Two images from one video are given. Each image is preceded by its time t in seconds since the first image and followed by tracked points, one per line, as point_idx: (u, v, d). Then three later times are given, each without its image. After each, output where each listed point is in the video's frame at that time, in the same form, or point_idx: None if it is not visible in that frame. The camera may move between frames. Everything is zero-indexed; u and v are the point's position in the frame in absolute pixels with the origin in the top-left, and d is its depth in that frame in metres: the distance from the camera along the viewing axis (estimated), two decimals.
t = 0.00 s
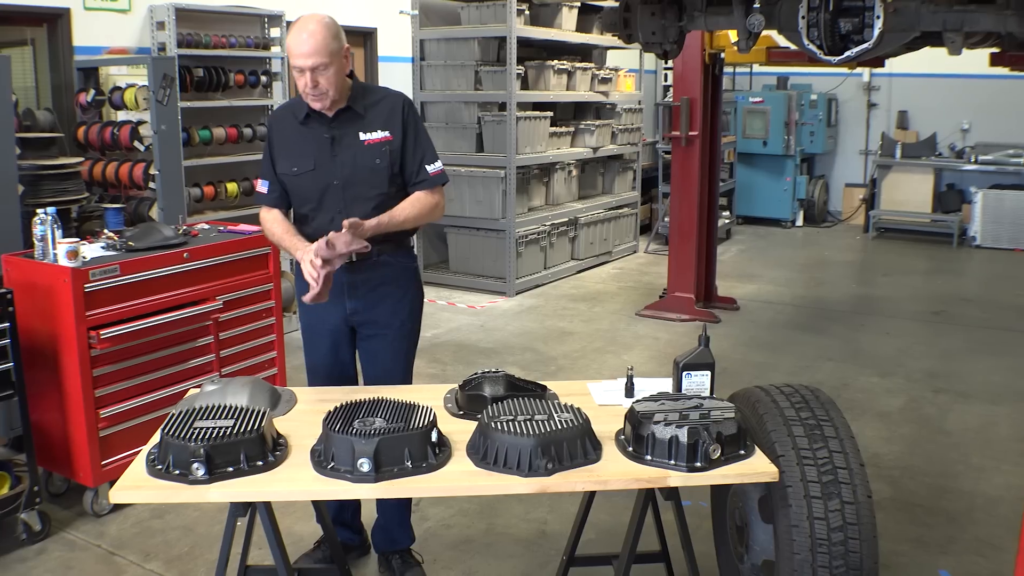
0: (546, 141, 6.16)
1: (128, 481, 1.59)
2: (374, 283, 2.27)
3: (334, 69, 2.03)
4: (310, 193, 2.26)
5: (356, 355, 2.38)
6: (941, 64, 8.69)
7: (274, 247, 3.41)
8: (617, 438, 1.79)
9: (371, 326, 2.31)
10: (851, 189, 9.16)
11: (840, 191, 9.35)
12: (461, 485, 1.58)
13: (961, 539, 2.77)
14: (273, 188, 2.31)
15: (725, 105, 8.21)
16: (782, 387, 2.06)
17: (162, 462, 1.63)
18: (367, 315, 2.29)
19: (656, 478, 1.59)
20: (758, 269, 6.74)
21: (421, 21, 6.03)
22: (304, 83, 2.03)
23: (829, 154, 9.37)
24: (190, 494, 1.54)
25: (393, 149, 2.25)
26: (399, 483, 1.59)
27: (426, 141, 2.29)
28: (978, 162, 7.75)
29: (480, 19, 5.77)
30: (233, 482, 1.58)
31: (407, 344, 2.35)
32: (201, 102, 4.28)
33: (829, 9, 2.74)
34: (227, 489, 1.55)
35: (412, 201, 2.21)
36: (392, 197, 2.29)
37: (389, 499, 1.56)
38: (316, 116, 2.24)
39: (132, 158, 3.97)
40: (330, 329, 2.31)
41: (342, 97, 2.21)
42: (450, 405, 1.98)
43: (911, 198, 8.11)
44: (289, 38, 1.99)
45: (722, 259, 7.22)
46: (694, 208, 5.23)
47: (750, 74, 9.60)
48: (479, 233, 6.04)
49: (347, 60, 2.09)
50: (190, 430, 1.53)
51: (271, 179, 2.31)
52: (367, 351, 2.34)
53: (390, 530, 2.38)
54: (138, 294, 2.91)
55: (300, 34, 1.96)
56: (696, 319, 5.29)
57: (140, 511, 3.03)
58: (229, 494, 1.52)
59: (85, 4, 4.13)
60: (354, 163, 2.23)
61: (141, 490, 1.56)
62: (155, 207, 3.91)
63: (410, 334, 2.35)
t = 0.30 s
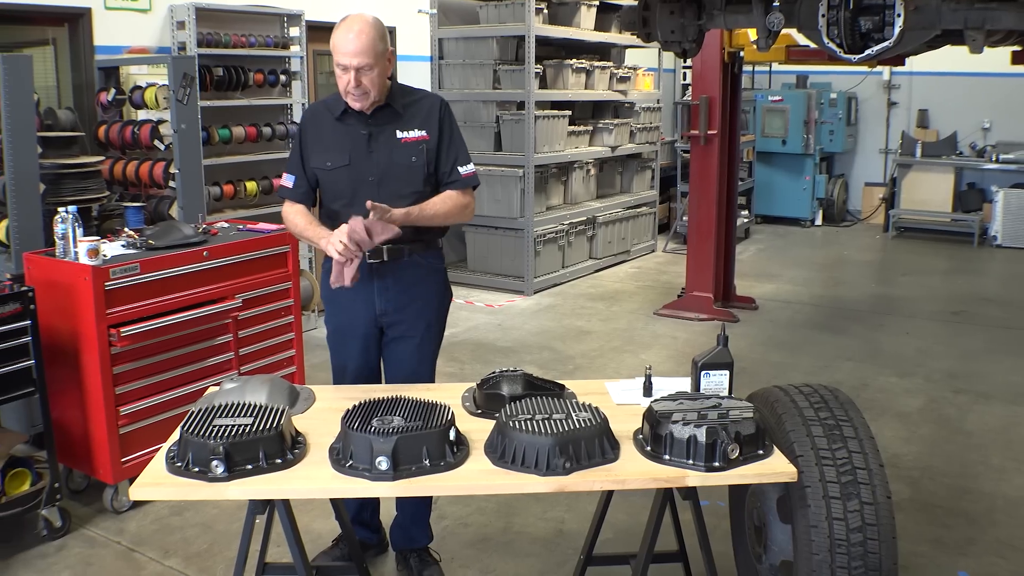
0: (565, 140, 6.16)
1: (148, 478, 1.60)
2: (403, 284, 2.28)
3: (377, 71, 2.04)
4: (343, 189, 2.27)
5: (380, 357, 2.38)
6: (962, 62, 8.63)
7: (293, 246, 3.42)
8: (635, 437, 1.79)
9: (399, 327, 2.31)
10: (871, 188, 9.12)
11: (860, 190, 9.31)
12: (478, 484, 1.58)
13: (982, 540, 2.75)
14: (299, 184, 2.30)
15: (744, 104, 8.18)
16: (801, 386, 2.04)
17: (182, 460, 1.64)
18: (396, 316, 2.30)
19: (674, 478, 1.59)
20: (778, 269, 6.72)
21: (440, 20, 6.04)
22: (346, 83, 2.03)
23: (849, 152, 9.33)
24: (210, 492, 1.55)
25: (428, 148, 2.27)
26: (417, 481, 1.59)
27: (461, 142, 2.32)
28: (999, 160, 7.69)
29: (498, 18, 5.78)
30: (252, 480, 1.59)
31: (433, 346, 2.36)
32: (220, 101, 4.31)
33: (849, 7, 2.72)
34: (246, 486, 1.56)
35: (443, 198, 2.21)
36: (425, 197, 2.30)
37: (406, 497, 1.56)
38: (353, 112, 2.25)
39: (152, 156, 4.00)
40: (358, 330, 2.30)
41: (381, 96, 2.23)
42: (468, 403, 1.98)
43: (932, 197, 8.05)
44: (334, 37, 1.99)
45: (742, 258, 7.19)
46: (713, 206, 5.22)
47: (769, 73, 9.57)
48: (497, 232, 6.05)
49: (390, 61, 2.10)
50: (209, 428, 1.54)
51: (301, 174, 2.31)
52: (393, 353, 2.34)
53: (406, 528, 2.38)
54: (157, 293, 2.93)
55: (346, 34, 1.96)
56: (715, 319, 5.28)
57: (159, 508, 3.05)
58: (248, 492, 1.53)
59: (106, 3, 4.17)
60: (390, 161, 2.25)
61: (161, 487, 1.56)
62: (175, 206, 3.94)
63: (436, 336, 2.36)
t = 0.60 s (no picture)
0: (572, 140, 6.15)
1: (156, 477, 1.60)
2: (421, 284, 2.28)
3: (396, 74, 2.03)
4: (361, 192, 2.27)
5: (394, 356, 2.38)
6: (972, 61, 8.60)
7: (301, 245, 3.43)
8: (643, 436, 1.79)
9: (415, 326, 2.31)
10: (880, 188, 9.09)
11: (869, 189, 9.29)
12: (485, 484, 1.58)
13: (991, 540, 2.74)
14: (320, 185, 2.29)
15: (752, 103, 8.16)
16: (809, 386, 2.04)
17: (190, 459, 1.64)
18: (412, 316, 2.30)
19: (681, 477, 1.59)
20: (785, 268, 6.70)
21: (448, 19, 6.04)
22: (365, 85, 2.02)
23: (857, 152, 9.31)
24: (218, 491, 1.55)
25: (447, 153, 2.29)
26: (424, 481, 1.59)
27: (478, 146, 2.33)
28: (1008, 159, 7.66)
29: (506, 17, 5.77)
30: (260, 479, 1.59)
31: (449, 346, 2.36)
32: (228, 101, 4.32)
33: (858, 6, 2.72)
34: (253, 486, 1.56)
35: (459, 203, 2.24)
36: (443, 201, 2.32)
37: (413, 496, 1.56)
38: (372, 116, 2.25)
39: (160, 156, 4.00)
40: (374, 329, 2.30)
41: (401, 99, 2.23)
42: (477, 403, 1.98)
43: (939, 196, 8.03)
44: (353, 40, 1.99)
45: (749, 258, 7.18)
46: (721, 206, 5.21)
47: (777, 72, 9.55)
48: (505, 232, 6.04)
49: (408, 66, 2.10)
50: (217, 427, 1.54)
51: (319, 174, 2.29)
52: (408, 352, 2.34)
53: (414, 527, 2.38)
54: (165, 292, 2.93)
55: (366, 35, 1.96)
56: (722, 318, 5.27)
57: (167, 507, 3.05)
58: (255, 491, 1.53)
59: (115, 3, 4.18)
60: (409, 165, 2.25)
61: (169, 486, 1.57)
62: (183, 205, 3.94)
63: (452, 336, 2.36)
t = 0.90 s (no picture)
0: (573, 140, 6.15)
1: (156, 477, 1.60)
2: (426, 283, 2.28)
3: (409, 78, 2.04)
4: (369, 195, 2.26)
5: (398, 355, 2.38)
6: (973, 61, 8.60)
7: (301, 245, 3.43)
8: (643, 436, 1.79)
9: (420, 325, 2.31)
10: (880, 187, 9.09)
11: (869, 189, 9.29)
12: (485, 484, 1.58)
13: (992, 540, 2.74)
14: (323, 185, 2.30)
15: (752, 103, 8.16)
16: (810, 385, 2.04)
17: (190, 460, 1.64)
18: (417, 314, 2.30)
19: (682, 477, 1.59)
20: (786, 268, 6.70)
21: (449, 20, 6.04)
22: (383, 96, 2.04)
23: (857, 151, 9.31)
24: (218, 491, 1.55)
25: (456, 158, 2.28)
26: (425, 481, 1.59)
27: (487, 151, 2.33)
28: (1008, 159, 7.65)
29: (506, 17, 5.77)
30: (261, 479, 1.59)
31: (453, 344, 2.36)
32: (229, 101, 4.32)
33: (859, 6, 2.71)
34: (254, 486, 1.56)
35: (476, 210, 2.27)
36: (450, 206, 2.32)
37: (413, 496, 1.56)
38: (381, 120, 2.25)
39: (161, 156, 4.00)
40: (378, 327, 2.31)
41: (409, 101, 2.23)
42: (478, 403, 1.97)
43: (940, 195, 8.03)
44: (361, 51, 1.98)
45: (749, 258, 7.17)
46: (722, 207, 5.21)
47: (778, 72, 9.55)
48: (505, 232, 6.04)
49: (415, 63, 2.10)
50: (218, 427, 1.54)
51: (326, 176, 2.30)
52: (412, 351, 2.34)
53: (414, 528, 2.37)
54: (165, 292, 2.93)
55: (375, 47, 1.95)
56: (722, 318, 5.28)
57: (168, 507, 3.05)
58: (256, 491, 1.53)
59: (115, 4, 4.18)
60: (417, 169, 2.25)
61: (169, 486, 1.57)
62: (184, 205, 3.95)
63: (456, 336, 2.36)
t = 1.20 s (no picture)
0: (572, 140, 6.15)
1: (154, 478, 1.60)
2: (426, 284, 2.28)
3: (405, 83, 2.03)
4: (369, 200, 2.26)
5: (399, 355, 2.38)
6: (972, 61, 8.60)
7: (301, 246, 3.43)
8: (643, 437, 1.79)
9: (420, 326, 2.31)
10: (879, 188, 9.10)
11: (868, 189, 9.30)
12: (485, 484, 1.58)
13: (991, 540, 2.74)
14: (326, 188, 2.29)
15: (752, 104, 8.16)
16: (810, 386, 2.04)
17: (190, 460, 1.64)
18: (417, 315, 2.30)
19: (681, 478, 1.59)
20: (785, 269, 6.70)
21: (448, 20, 6.05)
22: (375, 98, 2.03)
23: (857, 152, 9.31)
24: (217, 492, 1.55)
25: (456, 161, 2.28)
26: (424, 482, 1.59)
27: (487, 153, 2.33)
28: (1008, 160, 7.65)
29: (506, 17, 5.77)
30: (260, 480, 1.59)
31: (454, 344, 2.36)
32: (228, 101, 4.32)
33: (858, 7, 2.71)
34: (253, 487, 1.56)
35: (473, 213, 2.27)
36: (451, 208, 2.32)
37: (413, 497, 1.56)
38: (381, 124, 2.24)
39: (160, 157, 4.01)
40: (379, 328, 2.30)
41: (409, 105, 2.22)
42: (477, 403, 1.98)
43: (939, 196, 8.03)
44: (359, 50, 1.98)
45: (749, 258, 7.17)
46: (722, 207, 5.21)
47: (777, 73, 9.56)
48: (504, 232, 6.04)
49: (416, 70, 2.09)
50: (217, 427, 1.54)
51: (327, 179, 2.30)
52: (412, 351, 2.34)
53: (413, 529, 2.37)
54: (165, 293, 2.93)
55: (372, 47, 1.95)
56: (722, 318, 5.28)
57: (167, 508, 3.05)
58: (255, 492, 1.53)
59: (114, 4, 4.17)
60: (417, 173, 2.25)
61: (169, 487, 1.57)
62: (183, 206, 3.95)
63: (457, 336, 2.36)
